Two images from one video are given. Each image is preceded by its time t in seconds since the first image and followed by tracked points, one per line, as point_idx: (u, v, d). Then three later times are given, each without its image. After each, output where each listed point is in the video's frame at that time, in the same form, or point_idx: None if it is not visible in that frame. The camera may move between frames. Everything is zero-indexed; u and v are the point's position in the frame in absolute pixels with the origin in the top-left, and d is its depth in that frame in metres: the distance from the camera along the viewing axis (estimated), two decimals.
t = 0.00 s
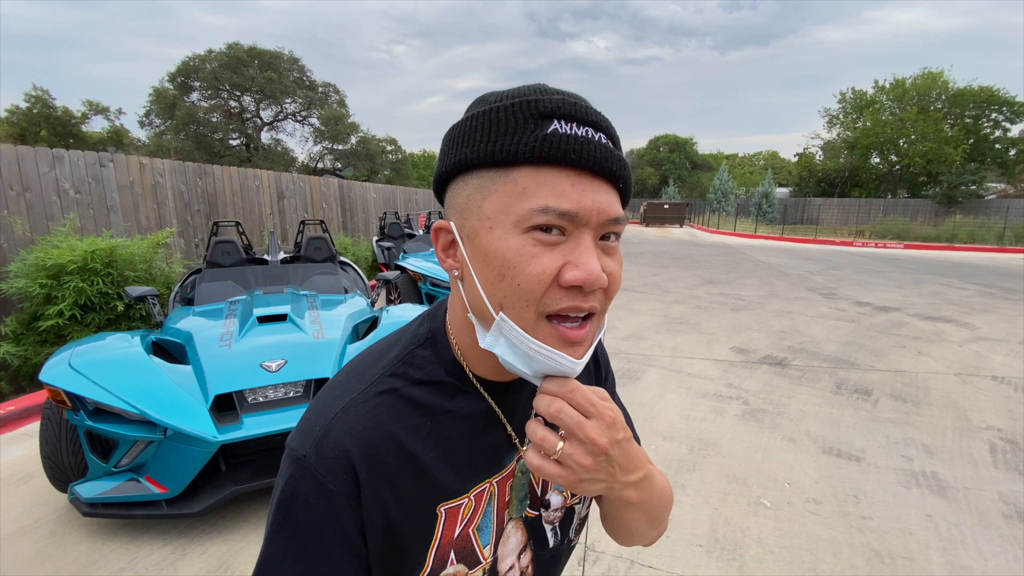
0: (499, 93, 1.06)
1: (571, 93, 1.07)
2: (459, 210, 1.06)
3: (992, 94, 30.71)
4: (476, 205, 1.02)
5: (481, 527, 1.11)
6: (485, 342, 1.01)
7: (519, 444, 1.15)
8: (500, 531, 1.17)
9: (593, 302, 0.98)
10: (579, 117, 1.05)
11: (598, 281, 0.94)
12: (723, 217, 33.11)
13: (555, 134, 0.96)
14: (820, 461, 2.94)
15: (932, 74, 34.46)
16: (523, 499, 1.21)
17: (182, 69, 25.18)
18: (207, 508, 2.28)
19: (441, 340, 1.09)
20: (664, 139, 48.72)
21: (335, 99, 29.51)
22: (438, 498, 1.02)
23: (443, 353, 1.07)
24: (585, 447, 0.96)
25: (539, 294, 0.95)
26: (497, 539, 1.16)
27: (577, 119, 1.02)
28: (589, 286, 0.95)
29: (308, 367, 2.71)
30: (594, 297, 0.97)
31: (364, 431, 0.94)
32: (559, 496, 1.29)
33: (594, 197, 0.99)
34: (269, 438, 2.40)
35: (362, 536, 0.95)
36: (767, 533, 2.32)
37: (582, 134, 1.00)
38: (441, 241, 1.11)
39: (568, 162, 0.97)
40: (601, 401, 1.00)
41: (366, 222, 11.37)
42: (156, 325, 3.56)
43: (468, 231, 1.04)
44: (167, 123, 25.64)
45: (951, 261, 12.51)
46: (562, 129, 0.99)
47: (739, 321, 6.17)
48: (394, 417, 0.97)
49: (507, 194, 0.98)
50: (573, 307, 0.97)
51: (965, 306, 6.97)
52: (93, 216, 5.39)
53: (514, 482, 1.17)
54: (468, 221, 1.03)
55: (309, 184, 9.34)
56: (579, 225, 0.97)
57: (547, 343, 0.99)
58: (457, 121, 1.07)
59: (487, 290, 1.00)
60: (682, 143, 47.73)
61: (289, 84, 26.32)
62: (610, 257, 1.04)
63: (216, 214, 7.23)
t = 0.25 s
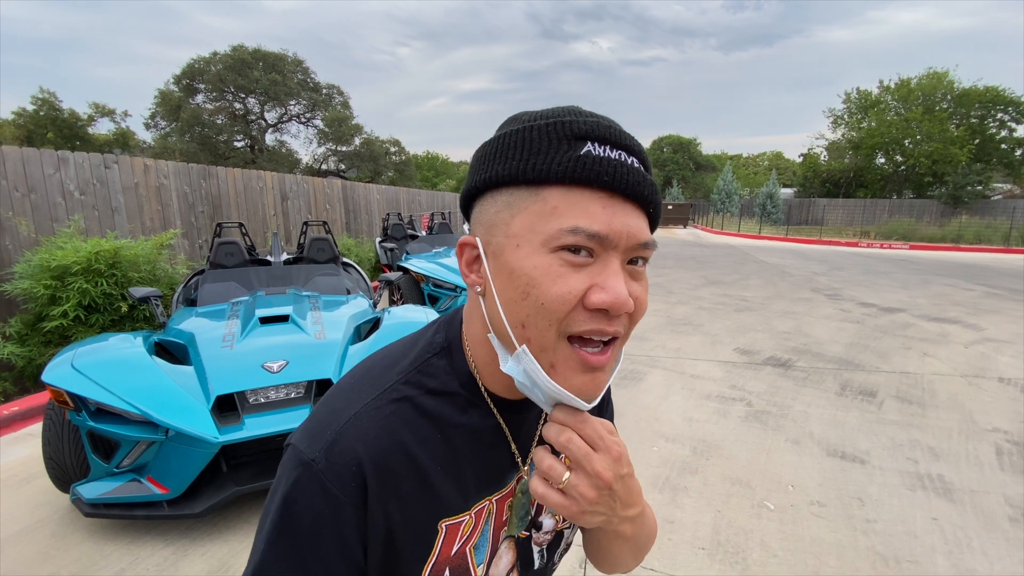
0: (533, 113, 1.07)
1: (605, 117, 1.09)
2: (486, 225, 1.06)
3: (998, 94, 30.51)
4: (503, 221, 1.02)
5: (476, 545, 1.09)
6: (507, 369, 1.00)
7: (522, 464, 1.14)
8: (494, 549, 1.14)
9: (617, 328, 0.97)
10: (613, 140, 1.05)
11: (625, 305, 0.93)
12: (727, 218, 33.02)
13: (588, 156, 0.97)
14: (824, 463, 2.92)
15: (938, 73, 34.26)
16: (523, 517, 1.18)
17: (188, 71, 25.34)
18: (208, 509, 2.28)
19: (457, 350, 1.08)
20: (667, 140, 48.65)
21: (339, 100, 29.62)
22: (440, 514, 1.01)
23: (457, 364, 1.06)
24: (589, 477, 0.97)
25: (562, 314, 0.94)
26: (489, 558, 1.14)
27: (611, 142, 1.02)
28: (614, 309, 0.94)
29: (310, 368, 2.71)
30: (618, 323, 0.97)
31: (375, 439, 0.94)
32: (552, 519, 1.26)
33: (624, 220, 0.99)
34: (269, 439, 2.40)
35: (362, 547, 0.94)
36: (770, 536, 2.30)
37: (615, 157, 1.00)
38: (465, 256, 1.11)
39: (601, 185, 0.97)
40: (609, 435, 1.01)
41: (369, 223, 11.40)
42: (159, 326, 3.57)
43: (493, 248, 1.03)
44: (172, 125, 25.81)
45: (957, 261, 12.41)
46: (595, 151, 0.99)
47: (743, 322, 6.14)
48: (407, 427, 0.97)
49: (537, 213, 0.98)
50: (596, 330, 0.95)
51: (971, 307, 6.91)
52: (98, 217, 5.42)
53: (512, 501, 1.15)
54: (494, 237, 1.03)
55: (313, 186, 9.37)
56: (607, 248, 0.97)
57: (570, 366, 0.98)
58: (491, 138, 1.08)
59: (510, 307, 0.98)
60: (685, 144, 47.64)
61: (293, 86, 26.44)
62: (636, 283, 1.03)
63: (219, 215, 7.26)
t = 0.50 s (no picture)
0: (531, 120, 1.08)
1: (603, 122, 1.09)
2: (485, 229, 1.06)
3: (1005, 94, 30.27)
4: (501, 225, 1.02)
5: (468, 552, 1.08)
6: (496, 368, 0.98)
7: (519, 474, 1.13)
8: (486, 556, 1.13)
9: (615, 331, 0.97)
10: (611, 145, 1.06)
11: (622, 307, 0.92)
12: (732, 218, 32.89)
13: (586, 159, 0.98)
14: (830, 466, 2.89)
15: (944, 73, 34.03)
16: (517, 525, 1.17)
17: (194, 74, 25.51)
18: (211, 509, 2.29)
19: (457, 356, 1.08)
20: (671, 141, 48.54)
21: (344, 103, 29.73)
22: (435, 522, 1.01)
23: (457, 370, 1.06)
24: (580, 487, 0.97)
25: (559, 315, 0.94)
26: (482, 567, 1.13)
27: (609, 147, 1.03)
28: (611, 311, 0.94)
29: (313, 369, 2.71)
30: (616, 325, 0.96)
31: (373, 444, 0.94)
32: (545, 529, 1.24)
33: (622, 222, 0.99)
34: (273, 440, 2.40)
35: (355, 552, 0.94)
36: (775, 539, 2.28)
37: (612, 161, 1.01)
38: (465, 260, 1.11)
39: (599, 188, 0.98)
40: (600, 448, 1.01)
41: (374, 224, 11.43)
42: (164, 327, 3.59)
43: (491, 251, 1.03)
44: (178, 127, 25.98)
45: (964, 262, 12.31)
46: (593, 155, 1.00)
47: (748, 324, 6.10)
48: (405, 433, 0.97)
49: (534, 216, 0.98)
50: (593, 332, 0.95)
51: (979, 308, 6.85)
52: (104, 219, 5.46)
53: (507, 510, 1.15)
54: (493, 240, 1.03)
55: (318, 187, 9.41)
56: (604, 250, 0.97)
57: (568, 367, 0.97)
58: (492, 144, 1.09)
59: (507, 309, 0.98)
60: (690, 144, 47.52)
61: (298, 88, 26.57)
62: (634, 286, 1.03)
63: (225, 217, 7.30)
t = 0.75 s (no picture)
0: (531, 126, 1.09)
1: (601, 130, 1.11)
2: (484, 234, 1.06)
3: (1012, 93, 30.05)
4: (501, 228, 1.02)
5: (464, 549, 1.10)
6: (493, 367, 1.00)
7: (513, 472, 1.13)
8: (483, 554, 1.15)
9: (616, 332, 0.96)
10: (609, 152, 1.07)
11: (624, 309, 0.93)
12: (736, 219, 32.80)
13: (588, 165, 0.99)
14: (834, 468, 2.88)
15: (950, 73, 33.82)
16: (514, 525, 1.19)
17: (199, 76, 25.67)
18: (216, 509, 2.30)
19: (447, 359, 1.08)
20: (675, 142, 48.52)
21: (347, 104, 29.83)
22: (427, 522, 1.02)
23: (447, 372, 1.07)
24: (533, 435, 0.82)
25: (562, 318, 0.94)
26: (479, 566, 1.14)
27: (608, 153, 1.04)
28: (612, 314, 0.94)
29: (316, 370, 2.73)
30: (617, 328, 0.96)
31: (360, 448, 0.95)
32: (547, 532, 1.25)
33: (622, 226, 0.99)
34: (276, 440, 2.41)
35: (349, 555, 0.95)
36: (779, 541, 2.27)
37: (613, 167, 1.02)
38: (461, 263, 1.10)
39: (600, 192, 0.99)
40: (576, 401, 0.84)
41: (378, 226, 11.47)
42: (170, 328, 3.61)
43: (490, 255, 1.03)
44: (184, 129, 26.13)
45: (971, 263, 12.22)
46: (593, 161, 1.01)
47: (752, 325, 6.09)
48: (392, 435, 0.98)
49: (535, 220, 0.99)
50: (593, 333, 0.95)
51: (986, 309, 6.80)
52: (110, 220, 5.51)
53: (503, 510, 1.15)
54: (493, 244, 1.03)
55: (322, 189, 9.45)
56: (605, 253, 0.98)
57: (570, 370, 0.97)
58: (490, 149, 1.10)
59: (509, 313, 0.98)
60: (694, 145, 47.40)
61: (303, 90, 26.70)
62: (634, 288, 1.03)
63: (230, 219, 7.34)
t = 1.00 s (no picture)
0: (541, 135, 1.10)
1: (612, 140, 1.12)
2: (490, 241, 1.07)
3: (1016, 93, 29.94)
4: (507, 236, 1.03)
5: (460, 560, 1.10)
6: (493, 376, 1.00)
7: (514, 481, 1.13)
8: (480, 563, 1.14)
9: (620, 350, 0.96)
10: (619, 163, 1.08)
11: (629, 323, 0.92)
12: (738, 220, 32.75)
13: (596, 174, 0.99)
14: (837, 469, 2.87)
15: (954, 72, 33.71)
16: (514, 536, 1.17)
17: (202, 78, 25.77)
18: (219, 510, 2.31)
19: (451, 366, 1.08)
20: (677, 142, 48.48)
21: (350, 106, 29.91)
22: (426, 531, 1.02)
23: (450, 379, 1.06)
24: (545, 469, 0.82)
25: (566, 331, 0.94)
26: (477, 573, 1.15)
27: (617, 164, 1.05)
28: (617, 328, 0.93)
29: (319, 370, 2.73)
30: (622, 345, 0.95)
31: (362, 455, 0.96)
32: (546, 543, 1.22)
33: (629, 238, 0.99)
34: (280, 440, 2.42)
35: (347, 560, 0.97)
36: (782, 542, 2.27)
37: (622, 177, 1.02)
38: (467, 270, 1.11)
39: (607, 203, 0.99)
40: (588, 433, 0.85)
41: (380, 226, 11.49)
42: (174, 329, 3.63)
43: (496, 263, 1.04)
44: (187, 131, 26.25)
45: (975, 263, 12.18)
46: (602, 170, 1.01)
47: (754, 326, 6.08)
48: (394, 443, 0.98)
49: (541, 229, 0.99)
50: (599, 348, 0.94)
51: (989, 310, 6.78)
52: (115, 222, 5.54)
53: (503, 521, 1.16)
54: (498, 252, 1.04)
55: (325, 190, 9.48)
56: (611, 265, 0.98)
57: (576, 383, 0.97)
58: (500, 155, 1.11)
59: (513, 323, 0.99)
60: (696, 146, 47.36)
61: (305, 92, 26.78)
62: (641, 304, 1.03)
63: (233, 220, 7.37)
